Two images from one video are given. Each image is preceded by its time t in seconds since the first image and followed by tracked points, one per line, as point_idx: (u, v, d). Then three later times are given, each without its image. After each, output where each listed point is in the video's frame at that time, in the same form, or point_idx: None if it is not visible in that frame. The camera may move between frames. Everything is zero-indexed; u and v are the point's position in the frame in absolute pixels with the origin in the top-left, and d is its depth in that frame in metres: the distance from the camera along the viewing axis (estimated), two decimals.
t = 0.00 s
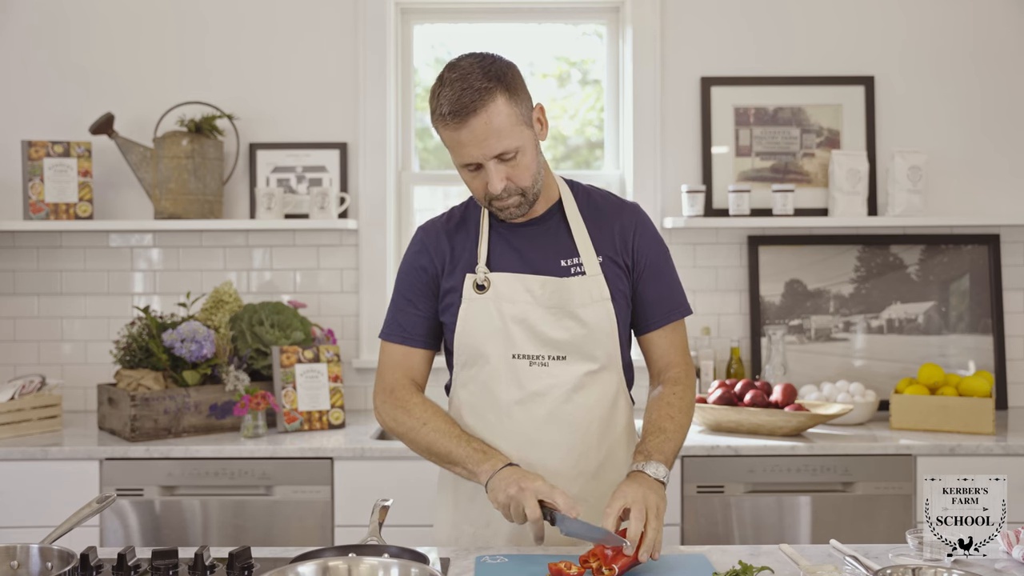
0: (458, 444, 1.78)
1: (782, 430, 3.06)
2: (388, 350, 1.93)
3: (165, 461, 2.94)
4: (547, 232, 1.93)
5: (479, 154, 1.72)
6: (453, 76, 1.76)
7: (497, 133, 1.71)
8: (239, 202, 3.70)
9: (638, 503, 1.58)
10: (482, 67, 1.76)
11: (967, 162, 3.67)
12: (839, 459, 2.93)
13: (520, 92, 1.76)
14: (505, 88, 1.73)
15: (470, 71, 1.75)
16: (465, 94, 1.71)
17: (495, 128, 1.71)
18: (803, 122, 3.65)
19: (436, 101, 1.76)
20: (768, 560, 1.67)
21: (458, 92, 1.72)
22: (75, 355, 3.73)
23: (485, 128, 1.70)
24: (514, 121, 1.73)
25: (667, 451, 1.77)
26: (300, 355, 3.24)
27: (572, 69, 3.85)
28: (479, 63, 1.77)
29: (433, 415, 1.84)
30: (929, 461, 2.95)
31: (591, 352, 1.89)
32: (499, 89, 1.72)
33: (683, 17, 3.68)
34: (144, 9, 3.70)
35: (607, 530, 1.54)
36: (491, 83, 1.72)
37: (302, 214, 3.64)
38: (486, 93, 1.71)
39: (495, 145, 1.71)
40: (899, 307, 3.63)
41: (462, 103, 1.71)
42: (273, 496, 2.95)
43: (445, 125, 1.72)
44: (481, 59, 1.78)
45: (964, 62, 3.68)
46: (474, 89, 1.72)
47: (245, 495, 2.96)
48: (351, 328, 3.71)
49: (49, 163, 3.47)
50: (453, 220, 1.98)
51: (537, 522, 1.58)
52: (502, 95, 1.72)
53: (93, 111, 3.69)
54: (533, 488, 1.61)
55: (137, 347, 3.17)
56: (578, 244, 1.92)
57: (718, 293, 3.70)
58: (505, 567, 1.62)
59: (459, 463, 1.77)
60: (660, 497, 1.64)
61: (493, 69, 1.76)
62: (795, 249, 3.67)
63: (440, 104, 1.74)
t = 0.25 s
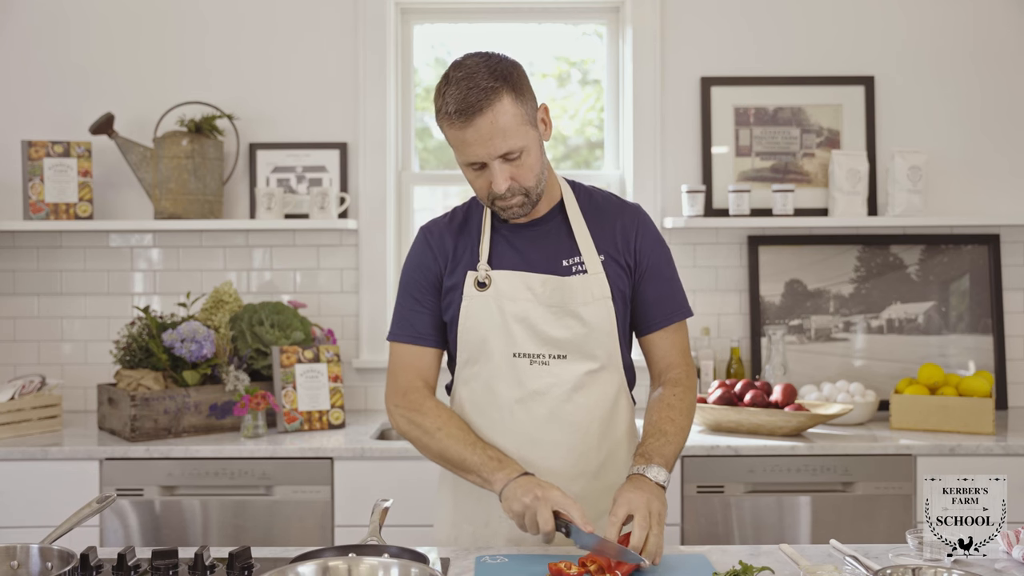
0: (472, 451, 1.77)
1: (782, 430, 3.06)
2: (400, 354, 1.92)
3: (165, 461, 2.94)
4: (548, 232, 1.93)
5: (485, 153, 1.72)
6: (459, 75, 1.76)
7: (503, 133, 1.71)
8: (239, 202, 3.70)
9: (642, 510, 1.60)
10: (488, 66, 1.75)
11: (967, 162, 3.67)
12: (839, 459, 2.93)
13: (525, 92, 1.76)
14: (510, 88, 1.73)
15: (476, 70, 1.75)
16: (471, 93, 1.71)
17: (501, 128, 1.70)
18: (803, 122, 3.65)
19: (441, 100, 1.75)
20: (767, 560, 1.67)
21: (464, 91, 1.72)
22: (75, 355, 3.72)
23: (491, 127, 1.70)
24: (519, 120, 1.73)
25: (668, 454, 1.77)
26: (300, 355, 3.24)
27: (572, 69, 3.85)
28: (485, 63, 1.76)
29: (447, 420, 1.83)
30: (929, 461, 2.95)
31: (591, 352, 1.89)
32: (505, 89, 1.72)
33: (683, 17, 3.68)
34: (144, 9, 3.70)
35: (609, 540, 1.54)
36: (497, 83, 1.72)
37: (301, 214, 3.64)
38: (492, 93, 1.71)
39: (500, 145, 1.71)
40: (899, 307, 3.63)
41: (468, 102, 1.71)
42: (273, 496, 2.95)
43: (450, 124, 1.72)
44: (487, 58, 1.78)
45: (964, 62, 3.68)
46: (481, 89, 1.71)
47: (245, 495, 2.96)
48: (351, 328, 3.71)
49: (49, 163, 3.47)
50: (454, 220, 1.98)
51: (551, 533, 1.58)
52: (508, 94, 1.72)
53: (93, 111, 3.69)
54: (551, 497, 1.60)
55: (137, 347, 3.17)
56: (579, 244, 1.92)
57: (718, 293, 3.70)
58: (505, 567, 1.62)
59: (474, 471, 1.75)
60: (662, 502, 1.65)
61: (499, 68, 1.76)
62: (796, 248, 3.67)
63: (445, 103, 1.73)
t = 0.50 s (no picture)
0: (471, 451, 1.77)
1: (782, 430, 3.06)
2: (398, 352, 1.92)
3: (165, 461, 2.94)
4: (548, 232, 1.93)
5: (487, 152, 1.72)
6: (462, 74, 1.75)
7: (506, 132, 1.71)
8: (239, 202, 3.69)
9: (644, 512, 1.59)
10: (491, 65, 1.75)
11: (967, 162, 3.68)
12: (839, 459, 2.93)
13: (528, 92, 1.76)
14: (513, 87, 1.73)
15: (479, 69, 1.75)
16: (474, 92, 1.71)
17: (504, 127, 1.71)
18: (803, 122, 3.65)
19: (444, 99, 1.75)
20: (767, 560, 1.67)
21: (467, 89, 1.72)
22: (75, 355, 3.72)
23: (494, 127, 1.70)
24: (522, 120, 1.73)
25: (670, 455, 1.77)
26: (300, 355, 3.24)
27: (572, 69, 3.85)
28: (488, 62, 1.76)
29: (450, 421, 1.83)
30: (929, 461, 2.95)
31: (592, 352, 1.88)
32: (508, 88, 1.72)
33: (683, 17, 3.68)
34: (144, 9, 3.70)
35: (609, 542, 1.54)
36: (500, 82, 1.72)
37: (301, 214, 3.64)
38: (495, 92, 1.71)
39: (503, 144, 1.71)
40: (899, 307, 3.63)
41: (472, 100, 1.71)
42: (273, 496, 2.95)
43: (453, 123, 1.72)
44: (490, 57, 1.78)
45: (964, 62, 3.68)
46: (484, 88, 1.71)
47: (245, 495, 2.96)
48: (351, 328, 3.71)
49: (49, 163, 3.47)
50: (454, 220, 1.98)
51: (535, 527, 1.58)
52: (511, 94, 1.72)
53: (93, 111, 3.69)
54: (536, 490, 1.61)
55: (137, 347, 3.17)
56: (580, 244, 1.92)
57: (718, 293, 3.70)
58: (505, 567, 1.62)
59: (459, 463, 1.77)
60: (664, 505, 1.65)
61: (502, 68, 1.76)
62: (796, 248, 3.67)
63: (448, 102, 1.73)
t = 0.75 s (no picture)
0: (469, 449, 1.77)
1: (782, 430, 3.06)
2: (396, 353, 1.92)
3: (165, 461, 2.94)
4: (547, 231, 1.93)
5: (488, 152, 1.72)
6: (462, 74, 1.75)
7: (506, 132, 1.71)
8: (239, 202, 3.69)
9: (647, 514, 1.58)
10: (490, 65, 1.75)
11: (967, 162, 3.67)
12: (839, 459, 2.93)
13: (528, 91, 1.76)
14: (513, 87, 1.73)
15: (478, 69, 1.75)
16: (474, 92, 1.71)
17: (504, 127, 1.70)
18: (803, 122, 3.65)
19: (444, 99, 1.75)
20: (768, 560, 1.67)
21: (467, 89, 1.72)
22: (75, 355, 3.72)
23: (495, 127, 1.70)
24: (522, 119, 1.73)
25: (672, 456, 1.77)
26: (300, 355, 3.24)
27: (572, 69, 3.85)
28: (488, 61, 1.76)
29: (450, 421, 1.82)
30: (930, 461, 2.95)
31: (591, 352, 1.88)
32: (508, 88, 1.72)
33: (683, 17, 3.68)
34: (144, 9, 3.70)
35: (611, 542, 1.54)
36: (500, 82, 1.72)
37: (301, 214, 3.64)
38: (495, 91, 1.71)
39: (504, 143, 1.71)
40: (899, 307, 3.63)
41: (472, 100, 1.71)
42: (273, 496, 2.95)
43: (454, 123, 1.72)
44: (490, 57, 1.78)
45: (964, 62, 3.68)
46: (484, 88, 1.71)
47: (245, 495, 2.96)
48: (351, 328, 3.71)
49: (49, 163, 3.47)
50: (454, 221, 1.98)
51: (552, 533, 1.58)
52: (511, 93, 1.72)
53: (93, 111, 3.69)
54: (553, 497, 1.60)
55: (137, 347, 3.17)
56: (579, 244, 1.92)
57: (718, 293, 3.70)
58: (505, 567, 1.62)
59: (475, 469, 1.75)
60: (666, 506, 1.64)
61: (502, 67, 1.75)
62: (795, 248, 3.67)
63: (448, 102, 1.73)
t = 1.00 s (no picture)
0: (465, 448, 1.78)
1: (782, 430, 3.06)
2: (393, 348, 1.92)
3: (165, 461, 2.94)
4: (549, 231, 1.93)
5: (493, 150, 1.72)
6: (467, 72, 1.75)
7: (512, 130, 1.71)
8: (239, 202, 3.69)
9: (651, 517, 1.59)
10: (497, 63, 1.75)
11: (967, 162, 3.68)
12: (839, 459, 2.93)
13: (533, 90, 1.76)
14: (519, 85, 1.73)
15: (484, 67, 1.75)
16: (480, 90, 1.71)
17: (510, 125, 1.71)
18: (803, 122, 3.65)
19: (450, 97, 1.75)
20: (767, 560, 1.67)
21: (473, 87, 1.72)
22: (75, 355, 3.72)
23: (501, 125, 1.70)
24: (528, 118, 1.73)
25: (675, 458, 1.77)
26: (300, 355, 3.24)
27: (572, 69, 3.84)
28: (494, 59, 1.76)
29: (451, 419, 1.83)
30: (930, 461, 2.95)
31: (593, 352, 1.89)
32: (514, 86, 1.72)
33: (683, 17, 3.68)
34: (144, 8, 3.70)
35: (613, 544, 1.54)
36: (506, 80, 1.72)
37: (301, 214, 3.64)
38: (502, 90, 1.71)
39: (510, 142, 1.71)
40: (899, 307, 3.63)
41: (478, 98, 1.71)
42: (273, 496, 2.95)
43: (460, 120, 1.72)
44: (495, 55, 1.78)
45: (964, 62, 3.68)
46: (490, 86, 1.71)
47: (245, 495, 2.96)
48: (351, 328, 3.71)
49: (49, 163, 3.47)
50: (456, 218, 1.97)
51: (563, 541, 1.58)
52: (517, 92, 1.72)
53: (93, 110, 3.69)
54: (566, 504, 1.59)
55: (137, 347, 3.17)
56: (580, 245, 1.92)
57: (718, 293, 3.70)
58: (505, 567, 1.62)
59: (486, 474, 1.74)
60: (669, 509, 1.64)
61: (508, 66, 1.76)
62: (795, 248, 3.67)
63: (455, 100, 1.73)
